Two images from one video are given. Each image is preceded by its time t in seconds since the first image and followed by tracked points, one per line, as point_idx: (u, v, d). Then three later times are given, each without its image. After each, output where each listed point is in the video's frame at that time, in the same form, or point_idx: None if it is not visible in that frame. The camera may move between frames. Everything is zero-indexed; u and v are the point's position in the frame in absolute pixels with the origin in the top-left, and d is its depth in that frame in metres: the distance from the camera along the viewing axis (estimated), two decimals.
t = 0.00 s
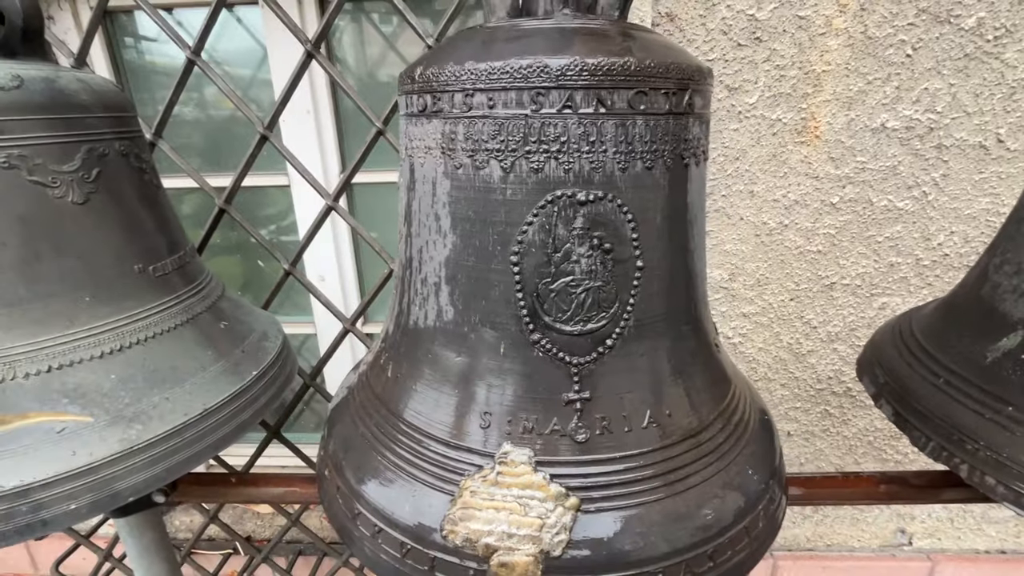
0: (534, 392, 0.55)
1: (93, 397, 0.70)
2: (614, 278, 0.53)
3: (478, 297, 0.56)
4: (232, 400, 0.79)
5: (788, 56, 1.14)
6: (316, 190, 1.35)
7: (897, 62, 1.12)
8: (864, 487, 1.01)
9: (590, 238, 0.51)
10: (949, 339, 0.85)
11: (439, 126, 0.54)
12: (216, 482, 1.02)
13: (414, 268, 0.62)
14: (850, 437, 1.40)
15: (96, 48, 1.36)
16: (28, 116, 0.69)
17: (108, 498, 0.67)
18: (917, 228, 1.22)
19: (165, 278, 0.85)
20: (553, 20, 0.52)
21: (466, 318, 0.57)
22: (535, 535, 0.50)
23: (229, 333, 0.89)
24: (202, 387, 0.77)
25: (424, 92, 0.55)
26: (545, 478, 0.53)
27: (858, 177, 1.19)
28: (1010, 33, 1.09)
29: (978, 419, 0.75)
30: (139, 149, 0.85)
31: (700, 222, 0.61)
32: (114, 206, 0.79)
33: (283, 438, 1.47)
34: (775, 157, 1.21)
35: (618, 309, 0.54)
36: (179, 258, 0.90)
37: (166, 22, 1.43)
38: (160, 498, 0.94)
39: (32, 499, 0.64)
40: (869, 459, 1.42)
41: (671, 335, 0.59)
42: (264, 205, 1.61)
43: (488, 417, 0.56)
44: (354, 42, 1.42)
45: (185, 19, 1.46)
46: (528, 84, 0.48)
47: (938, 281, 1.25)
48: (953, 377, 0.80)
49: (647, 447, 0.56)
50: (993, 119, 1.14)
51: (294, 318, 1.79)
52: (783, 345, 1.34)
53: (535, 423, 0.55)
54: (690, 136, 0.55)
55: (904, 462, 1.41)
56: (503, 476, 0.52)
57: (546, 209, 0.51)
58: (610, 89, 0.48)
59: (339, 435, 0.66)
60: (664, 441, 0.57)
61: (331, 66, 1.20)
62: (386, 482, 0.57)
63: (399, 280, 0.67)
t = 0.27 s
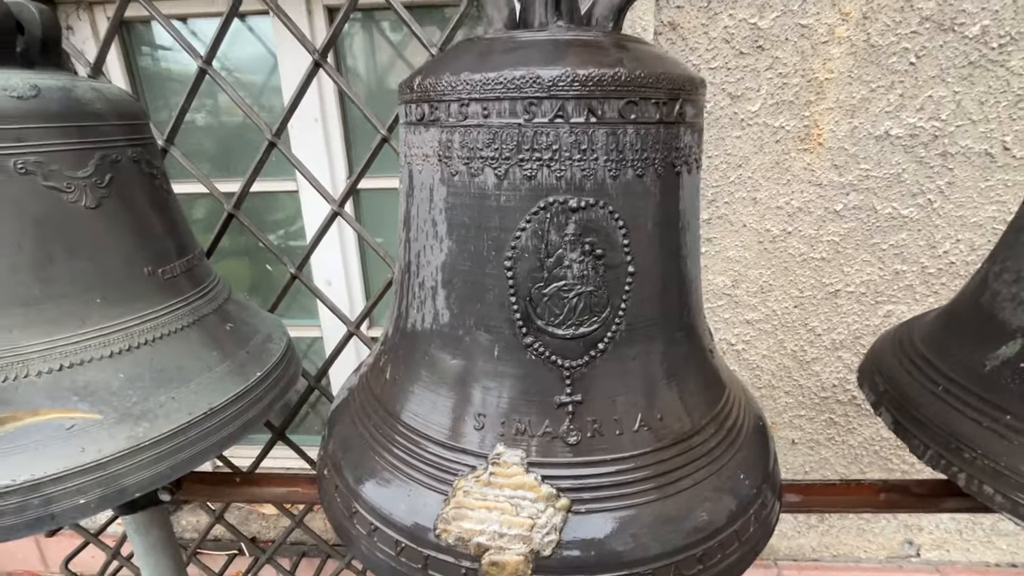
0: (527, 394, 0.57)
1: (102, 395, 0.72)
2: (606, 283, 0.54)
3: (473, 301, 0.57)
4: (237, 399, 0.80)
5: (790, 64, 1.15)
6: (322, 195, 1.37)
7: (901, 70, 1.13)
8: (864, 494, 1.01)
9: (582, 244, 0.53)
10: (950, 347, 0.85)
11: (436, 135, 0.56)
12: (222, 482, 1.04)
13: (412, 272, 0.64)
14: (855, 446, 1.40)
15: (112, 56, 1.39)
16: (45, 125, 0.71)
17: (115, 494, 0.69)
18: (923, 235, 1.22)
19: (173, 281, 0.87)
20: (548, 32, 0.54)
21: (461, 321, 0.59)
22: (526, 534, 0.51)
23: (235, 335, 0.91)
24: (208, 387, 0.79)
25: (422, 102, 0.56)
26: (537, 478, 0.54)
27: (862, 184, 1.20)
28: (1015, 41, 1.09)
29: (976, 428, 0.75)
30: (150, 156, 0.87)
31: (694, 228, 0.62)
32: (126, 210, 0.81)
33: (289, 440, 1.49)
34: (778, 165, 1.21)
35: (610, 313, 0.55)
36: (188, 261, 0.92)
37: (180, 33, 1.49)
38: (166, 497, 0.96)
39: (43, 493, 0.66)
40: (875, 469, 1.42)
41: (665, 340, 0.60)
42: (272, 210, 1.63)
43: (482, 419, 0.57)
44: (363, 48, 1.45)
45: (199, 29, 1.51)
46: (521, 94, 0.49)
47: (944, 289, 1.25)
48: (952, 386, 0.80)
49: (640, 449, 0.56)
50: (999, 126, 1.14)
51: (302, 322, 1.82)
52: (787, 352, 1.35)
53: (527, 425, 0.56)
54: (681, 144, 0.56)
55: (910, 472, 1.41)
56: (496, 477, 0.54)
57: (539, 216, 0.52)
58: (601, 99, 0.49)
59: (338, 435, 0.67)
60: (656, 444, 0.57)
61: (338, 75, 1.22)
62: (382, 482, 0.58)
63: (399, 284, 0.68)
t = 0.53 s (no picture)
0: (528, 419, 0.58)
1: (118, 413, 0.74)
2: (605, 313, 0.56)
3: (476, 329, 0.59)
4: (247, 417, 0.83)
5: (793, 87, 1.17)
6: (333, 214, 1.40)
7: (903, 93, 1.14)
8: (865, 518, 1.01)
9: (581, 275, 0.54)
10: (952, 372, 0.86)
11: (442, 169, 0.58)
12: (232, 496, 1.06)
13: (418, 298, 0.66)
14: (864, 465, 1.39)
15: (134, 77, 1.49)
16: (72, 154, 0.74)
17: (129, 510, 0.71)
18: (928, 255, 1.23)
19: (189, 301, 0.89)
20: (549, 71, 0.56)
21: (464, 347, 0.60)
22: (525, 558, 0.52)
23: (246, 353, 0.93)
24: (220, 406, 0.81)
25: (428, 137, 0.59)
26: (536, 503, 0.55)
27: (866, 205, 1.21)
28: (1018, 64, 1.09)
29: (977, 454, 0.76)
30: (169, 181, 0.90)
31: (692, 257, 0.64)
32: (145, 234, 0.83)
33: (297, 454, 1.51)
34: (782, 185, 1.23)
35: (608, 342, 0.57)
36: (202, 282, 0.94)
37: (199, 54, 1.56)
38: (177, 511, 0.98)
39: (61, 509, 0.68)
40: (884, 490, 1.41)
41: (663, 366, 0.62)
42: (285, 225, 1.67)
43: (484, 443, 0.59)
44: (377, 69, 1.54)
45: (216, 50, 1.57)
46: (522, 133, 0.52)
47: (951, 309, 1.25)
48: (953, 412, 0.81)
49: (638, 475, 0.58)
50: (1003, 148, 1.14)
51: (311, 336, 1.84)
52: (793, 371, 1.36)
53: (527, 450, 0.58)
54: (678, 179, 0.58)
55: (920, 493, 1.40)
56: (497, 500, 0.55)
57: (539, 248, 0.54)
58: (599, 138, 0.52)
59: (344, 455, 0.69)
60: (654, 470, 0.59)
61: (350, 100, 1.25)
62: (386, 502, 0.60)
63: (405, 308, 0.70)
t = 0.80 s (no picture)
0: (526, 453, 0.58)
1: (120, 438, 0.75)
2: (603, 347, 0.56)
3: (475, 361, 0.59)
4: (248, 441, 0.83)
5: (795, 110, 1.17)
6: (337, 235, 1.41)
7: (906, 116, 1.15)
8: (869, 550, 1.00)
9: (579, 310, 0.55)
10: (956, 401, 0.86)
11: (442, 203, 0.59)
12: (232, 518, 1.06)
13: (418, 328, 0.66)
14: (869, 488, 1.39)
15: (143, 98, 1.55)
16: (81, 183, 0.75)
17: (129, 536, 0.71)
18: (933, 276, 1.22)
19: (192, 325, 0.90)
20: (549, 108, 0.56)
21: (463, 379, 0.61)
22: None
23: (249, 376, 0.93)
24: (221, 431, 0.81)
25: (429, 172, 0.59)
26: (533, 539, 0.54)
27: (870, 226, 1.21)
28: (1020, 87, 1.10)
29: (983, 488, 0.75)
30: (175, 206, 0.91)
31: (691, 289, 0.64)
32: (150, 260, 0.84)
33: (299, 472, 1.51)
34: (785, 206, 1.23)
35: (607, 377, 0.57)
36: (207, 305, 0.95)
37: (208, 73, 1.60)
38: (177, 533, 0.98)
39: (61, 535, 0.68)
40: (890, 513, 1.40)
41: (663, 399, 0.62)
42: (291, 240, 1.68)
43: (482, 476, 0.59)
44: (384, 88, 1.56)
45: (226, 68, 1.60)
46: (521, 171, 0.52)
47: (957, 331, 1.25)
48: (957, 442, 0.81)
49: (637, 510, 0.58)
50: (1007, 170, 1.14)
51: (315, 352, 1.85)
52: (797, 392, 1.35)
53: (525, 484, 0.58)
54: (676, 214, 0.58)
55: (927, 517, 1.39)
56: (494, 536, 0.54)
57: (538, 283, 0.55)
58: (597, 176, 0.52)
59: (343, 484, 0.69)
60: (653, 505, 0.58)
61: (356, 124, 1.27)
62: (384, 533, 0.60)
63: (405, 338, 0.71)
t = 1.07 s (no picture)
0: (532, 499, 0.57)
1: (120, 474, 0.74)
2: (610, 391, 0.55)
3: (480, 404, 0.58)
4: (250, 474, 0.82)
5: (802, 134, 1.14)
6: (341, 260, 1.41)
7: (914, 140, 1.11)
8: None
9: (587, 354, 0.54)
10: (971, 438, 0.84)
11: (447, 242, 0.58)
12: (231, 551, 1.04)
13: (421, 366, 0.65)
14: (881, 515, 1.35)
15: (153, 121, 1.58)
16: (85, 217, 0.75)
17: None
18: (944, 301, 1.18)
19: (195, 355, 0.89)
20: (556, 148, 0.55)
21: (467, 422, 0.59)
22: None
23: (252, 407, 0.92)
24: (222, 465, 0.80)
25: (434, 211, 0.59)
26: None
27: (879, 251, 1.17)
28: None
29: (1002, 531, 0.73)
30: (181, 235, 0.91)
31: (700, 328, 0.63)
32: (154, 291, 0.83)
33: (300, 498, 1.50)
34: (792, 230, 1.19)
35: (615, 421, 0.56)
36: (210, 334, 0.94)
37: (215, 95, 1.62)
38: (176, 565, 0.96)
39: None
40: (903, 542, 1.36)
41: (672, 443, 0.60)
42: (296, 260, 1.69)
43: (486, 522, 0.58)
44: (391, 110, 1.57)
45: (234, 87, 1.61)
46: (528, 215, 0.51)
47: (969, 356, 1.21)
48: (975, 481, 0.79)
49: (647, 559, 0.56)
50: (1017, 195, 1.10)
51: (317, 370, 1.84)
52: (806, 417, 1.31)
53: (530, 531, 0.56)
54: (685, 254, 0.57)
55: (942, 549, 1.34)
56: None
57: (545, 326, 0.54)
58: (606, 219, 0.51)
59: (344, 524, 0.68)
60: (662, 554, 0.57)
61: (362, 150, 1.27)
62: None
63: (409, 374, 0.70)
